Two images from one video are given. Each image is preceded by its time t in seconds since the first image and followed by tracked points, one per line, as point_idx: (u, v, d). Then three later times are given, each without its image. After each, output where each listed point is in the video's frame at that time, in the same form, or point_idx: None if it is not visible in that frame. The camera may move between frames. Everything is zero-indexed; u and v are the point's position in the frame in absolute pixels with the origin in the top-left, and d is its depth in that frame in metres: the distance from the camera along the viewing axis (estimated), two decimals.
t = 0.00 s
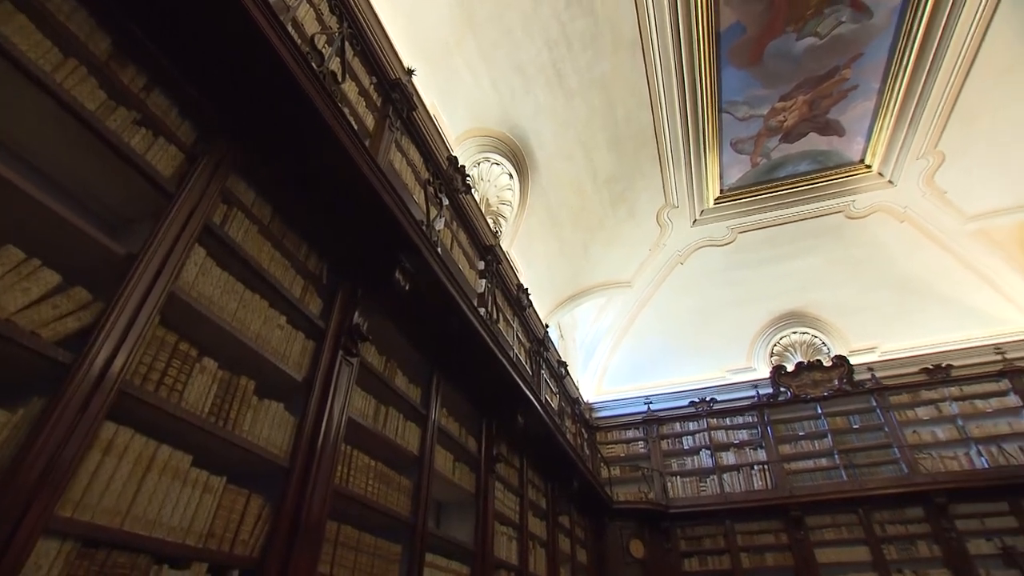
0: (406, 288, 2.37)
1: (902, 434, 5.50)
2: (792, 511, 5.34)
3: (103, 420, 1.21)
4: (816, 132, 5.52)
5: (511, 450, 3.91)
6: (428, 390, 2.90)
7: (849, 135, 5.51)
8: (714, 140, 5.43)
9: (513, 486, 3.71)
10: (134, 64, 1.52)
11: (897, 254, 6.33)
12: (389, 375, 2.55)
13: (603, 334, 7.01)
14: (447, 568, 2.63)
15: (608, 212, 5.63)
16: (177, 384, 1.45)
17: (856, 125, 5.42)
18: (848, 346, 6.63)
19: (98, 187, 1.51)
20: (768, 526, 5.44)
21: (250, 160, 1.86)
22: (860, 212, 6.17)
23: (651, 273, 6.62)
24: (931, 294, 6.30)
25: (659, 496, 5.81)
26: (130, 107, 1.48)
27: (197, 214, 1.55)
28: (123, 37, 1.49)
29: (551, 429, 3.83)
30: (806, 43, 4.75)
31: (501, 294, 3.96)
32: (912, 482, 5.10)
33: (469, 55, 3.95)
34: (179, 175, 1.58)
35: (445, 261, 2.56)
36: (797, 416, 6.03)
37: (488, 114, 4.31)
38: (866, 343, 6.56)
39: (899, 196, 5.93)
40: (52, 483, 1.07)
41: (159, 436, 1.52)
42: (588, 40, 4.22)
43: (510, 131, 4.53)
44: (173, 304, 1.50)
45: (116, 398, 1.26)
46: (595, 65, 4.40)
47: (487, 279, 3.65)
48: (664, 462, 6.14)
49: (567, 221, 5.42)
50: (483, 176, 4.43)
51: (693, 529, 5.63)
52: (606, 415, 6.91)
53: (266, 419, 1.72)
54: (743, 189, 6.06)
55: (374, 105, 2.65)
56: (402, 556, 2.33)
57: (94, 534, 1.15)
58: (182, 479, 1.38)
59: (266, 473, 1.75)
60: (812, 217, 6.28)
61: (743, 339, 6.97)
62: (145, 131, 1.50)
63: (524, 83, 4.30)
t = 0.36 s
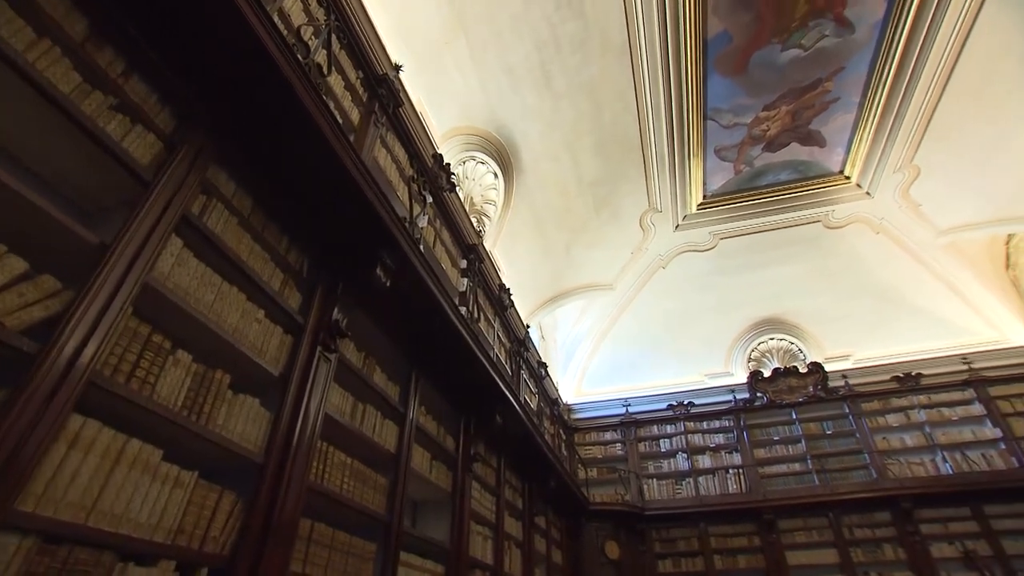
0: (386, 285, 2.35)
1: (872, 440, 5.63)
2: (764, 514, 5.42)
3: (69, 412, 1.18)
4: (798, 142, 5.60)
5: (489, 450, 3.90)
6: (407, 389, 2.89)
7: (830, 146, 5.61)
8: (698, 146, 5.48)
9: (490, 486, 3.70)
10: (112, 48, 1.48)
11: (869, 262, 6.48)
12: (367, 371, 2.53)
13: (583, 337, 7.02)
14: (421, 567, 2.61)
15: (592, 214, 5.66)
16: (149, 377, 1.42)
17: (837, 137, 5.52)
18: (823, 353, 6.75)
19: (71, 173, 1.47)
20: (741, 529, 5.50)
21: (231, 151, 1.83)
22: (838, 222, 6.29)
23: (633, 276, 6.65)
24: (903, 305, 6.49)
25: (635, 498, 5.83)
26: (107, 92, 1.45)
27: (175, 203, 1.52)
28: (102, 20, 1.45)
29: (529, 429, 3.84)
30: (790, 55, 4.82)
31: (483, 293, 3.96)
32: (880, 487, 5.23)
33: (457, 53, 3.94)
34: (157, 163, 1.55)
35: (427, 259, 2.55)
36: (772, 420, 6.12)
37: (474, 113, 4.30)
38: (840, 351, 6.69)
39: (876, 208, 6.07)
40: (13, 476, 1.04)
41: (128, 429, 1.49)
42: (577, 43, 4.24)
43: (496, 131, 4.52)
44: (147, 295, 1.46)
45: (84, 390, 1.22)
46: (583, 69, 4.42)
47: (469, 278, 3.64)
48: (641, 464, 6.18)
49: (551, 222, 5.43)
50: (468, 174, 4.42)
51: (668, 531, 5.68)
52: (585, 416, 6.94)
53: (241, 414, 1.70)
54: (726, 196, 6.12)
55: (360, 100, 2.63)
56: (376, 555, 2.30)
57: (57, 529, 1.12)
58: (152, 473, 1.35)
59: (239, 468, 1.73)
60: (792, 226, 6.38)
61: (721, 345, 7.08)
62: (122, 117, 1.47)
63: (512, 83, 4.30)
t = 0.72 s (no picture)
0: (364, 280, 2.33)
1: (839, 447, 5.79)
2: (733, 518, 5.51)
3: (27, 402, 1.14)
4: (777, 153, 5.70)
5: (463, 449, 3.89)
6: (381, 385, 2.86)
7: (807, 158, 5.73)
8: (680, 153, 5.54)
9: (462, 485, 3.69)
10: (83, 26, 1.44)
11: (846, 277, 6.67)
12: (342, 367, 2.50)
13: (560, 338, 7.03)
14: (390, 566, 2.59)
15: (573, 216, 5.68)
16: (114, 367, 1.38)
17: (814, 150, 5.63)
18: (795, 361, 6.86)
19: (38, 155, 1.43)
20: (710, 532, 5.58)
21: (208, 138, 1.79)
22: (814, 233, 6.42)
23: (612, 279, 6.69)
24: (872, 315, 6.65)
25: (607, 500, 5.88)
26: (77, 72, 1.40)
27: (147, 190, 1.48)
28: None
29: (504, 429, 3.84)
30: (772, 67, 4.90)
31: (461, 292, 3.95)
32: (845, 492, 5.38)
33: (443, 50, 3.92)
34: (129, 148, 1.51)
35: (406, 255, 2.54)
36: (743, 426, 6.20)
37: (459, 110, 4.28)
38: (812, 359, 6.81)
39: (850, 221, 6.21)
40: None
41: (90, 421, 1.45)
42: (563, 46, 4.26)
43: (480, 129, 4.51)
44: (115, 283, 1.43)
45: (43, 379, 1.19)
46: (568, 71, 4.44)
47: (448, 276, 3.63)
48: (614, 466, 6.23)
49: (532, 223, 5.44)
50: (450, 172, 4.39)
51: (639, 533, 5.72)
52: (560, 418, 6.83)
53: (210, 407, 1.66)
54: (705, 203, 6.19)
55: (343, 92, 2.60)
56: (345, 553, 2.28)
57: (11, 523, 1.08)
58: (113, 467, 1.32)
59: (205, 463, 1.69)
60: (768, 235, 6.49)
61: (696, 349, 7.15)
62: (93, 99, 1.43)
63: (497, 82, 4.30)
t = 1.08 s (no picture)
0: (339, 274, 2.30)
1: (805, 453, 5.92)
2: (701, 521, 5.59)
3: None
4: (755, 163, 5.79)
5: (435, 448, 3.88)
6: (353, 381, 2.83)
7: (784, 169, 5.84)
8: (660, 160, 5.58)
9: (433, 484, 3.67)
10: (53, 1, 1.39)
11: (818, 289, 6.84)
12: (314, 362, 2.46)
13: (536, 339, 7.03)
14: (358, 564, 2.57)
15: (552, 218, 5.70)
16: (75, 354, 1.34)
17: (791, 162, 5.74)
18: (766, 368, 6.98)
19: None
20: (678, 535, 5.64)
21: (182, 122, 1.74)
22: (787, 243, 6.56)
23: (589, 281, 6.72)
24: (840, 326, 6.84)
25: (578, 501, 5.93)
26: (44, 48, 1.35)
27: (114, 174, 1.43)
28: None
29: (477, 429, 3.84)
30: (752, 78, 4.98)
31: (438, 289, 3.93)
32: (809, 498, 5.52)
33: (428, 45, 3.90)
34: (99, 130, 1.47)
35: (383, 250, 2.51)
36: (713, 431, 6.29)
37: (442, 107, 4.26)
38: (782, 367, 6.95)
39: (822, 233, 6.36)
40: None
41: (47, 411, 1.40)
42: (549, 47, 4.28)
43: (463, 127, 4.49)
44: (79, 269, 1.38)
45: None
46: (553, 72, 4.46)
47: (426, 273, 3.62)
48: (586, 468, 6.26)
49: (512, 223, 5.44)
50: (430, 169, 4.36)
51: (608, 535, 5.76)
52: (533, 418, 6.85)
53: (175, 400, 1.62)
54: (684, 210, 6.25)
55: (325, 83, 2.56)
56: (312, 550, 2.25)
57: None
58: (70, 459, 1.28)
59: (168, 457, 1.65)
60: (744, 244, 6.60)
61: (670, 354, 7.24)
62: (60, 77, 1.38)
63: (481, 81, 4.29)
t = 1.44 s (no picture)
0: (313, 267, 2.27)
1: (771, 459, 6.05)
2: (668, 524, 5.66)
3: None
4: (733, 173, 5.88)
5: (405, 446, 3.85)
6: (324, 376, 2.78)
7: (760, 180, 5.94)
8: (640, 165, 5.62)
9: (402, 481, 3.65)
10: None
11: (789, 296, 6.95)
12: (284, 355, 2.42)
13: (510, 339, 7.00)
14: (323, 562, 2.54)
15: (531, 219, 5.72)
16: (30, 341, 1.29)
17: (767, 173, 5.85)
18: (736, 374, 7.10)
19: None
20: (644, 537, 5.70)
21: (154, 105, 1.69)
22: (761, 253, 6.68)
23: (566, 283, 6.74)
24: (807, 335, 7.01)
25: (547, 502, 5.95)
26: (8, 21, 1.29)
27: (81, 154, 1.38)
28: None
29: (448, 428, 3.83)
30: (733, 90, 5.05)
31: (414, 286, 3.90)
32: (773, 502, 5.65)
33: (413, 41, 3.87)
34: (64, 109, 1.42)
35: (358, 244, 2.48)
36: (682, 435, 6.38)
37: (424, 103, 4.24)
38: (751, 374, 7.08)
39: (794, 244, 6.50)
40: None
41: None
42: (533, 48, 4.28)
43: (444, 124, 4.46)
44: (37, 252, 1.33)
45: None
46: (537, 74, 4.47)
47: (402, 270, 3.59)
48: (556, 469, 6.27)
49: (491, 223, 5.43)
50: (410, 165, 4.34)
51: (576, 536, 5.77)
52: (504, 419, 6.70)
53: (137, 390, 1.57)
54: (661, 216, 6.30)
55: (306, 73, 2.52)
56: (275, 545, 2.20)
57: None
58: (20, 450, 1.23)
59: (128, 450, 1.60)
60: (719, 252, 6.71)
61: (643, 358, 7.32)
62: (26, 52, 1.32)
63: (465, 78, 4.27)
